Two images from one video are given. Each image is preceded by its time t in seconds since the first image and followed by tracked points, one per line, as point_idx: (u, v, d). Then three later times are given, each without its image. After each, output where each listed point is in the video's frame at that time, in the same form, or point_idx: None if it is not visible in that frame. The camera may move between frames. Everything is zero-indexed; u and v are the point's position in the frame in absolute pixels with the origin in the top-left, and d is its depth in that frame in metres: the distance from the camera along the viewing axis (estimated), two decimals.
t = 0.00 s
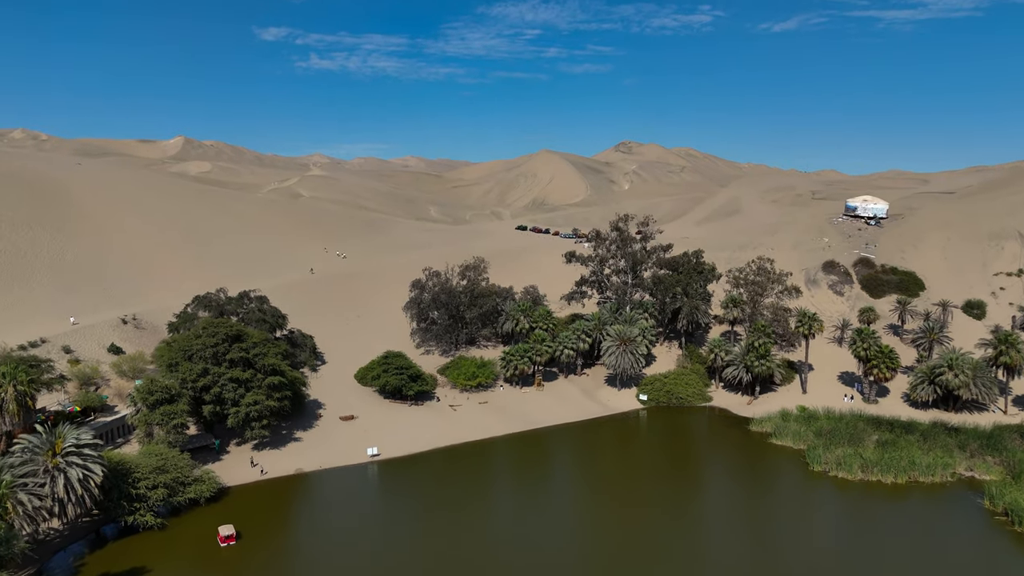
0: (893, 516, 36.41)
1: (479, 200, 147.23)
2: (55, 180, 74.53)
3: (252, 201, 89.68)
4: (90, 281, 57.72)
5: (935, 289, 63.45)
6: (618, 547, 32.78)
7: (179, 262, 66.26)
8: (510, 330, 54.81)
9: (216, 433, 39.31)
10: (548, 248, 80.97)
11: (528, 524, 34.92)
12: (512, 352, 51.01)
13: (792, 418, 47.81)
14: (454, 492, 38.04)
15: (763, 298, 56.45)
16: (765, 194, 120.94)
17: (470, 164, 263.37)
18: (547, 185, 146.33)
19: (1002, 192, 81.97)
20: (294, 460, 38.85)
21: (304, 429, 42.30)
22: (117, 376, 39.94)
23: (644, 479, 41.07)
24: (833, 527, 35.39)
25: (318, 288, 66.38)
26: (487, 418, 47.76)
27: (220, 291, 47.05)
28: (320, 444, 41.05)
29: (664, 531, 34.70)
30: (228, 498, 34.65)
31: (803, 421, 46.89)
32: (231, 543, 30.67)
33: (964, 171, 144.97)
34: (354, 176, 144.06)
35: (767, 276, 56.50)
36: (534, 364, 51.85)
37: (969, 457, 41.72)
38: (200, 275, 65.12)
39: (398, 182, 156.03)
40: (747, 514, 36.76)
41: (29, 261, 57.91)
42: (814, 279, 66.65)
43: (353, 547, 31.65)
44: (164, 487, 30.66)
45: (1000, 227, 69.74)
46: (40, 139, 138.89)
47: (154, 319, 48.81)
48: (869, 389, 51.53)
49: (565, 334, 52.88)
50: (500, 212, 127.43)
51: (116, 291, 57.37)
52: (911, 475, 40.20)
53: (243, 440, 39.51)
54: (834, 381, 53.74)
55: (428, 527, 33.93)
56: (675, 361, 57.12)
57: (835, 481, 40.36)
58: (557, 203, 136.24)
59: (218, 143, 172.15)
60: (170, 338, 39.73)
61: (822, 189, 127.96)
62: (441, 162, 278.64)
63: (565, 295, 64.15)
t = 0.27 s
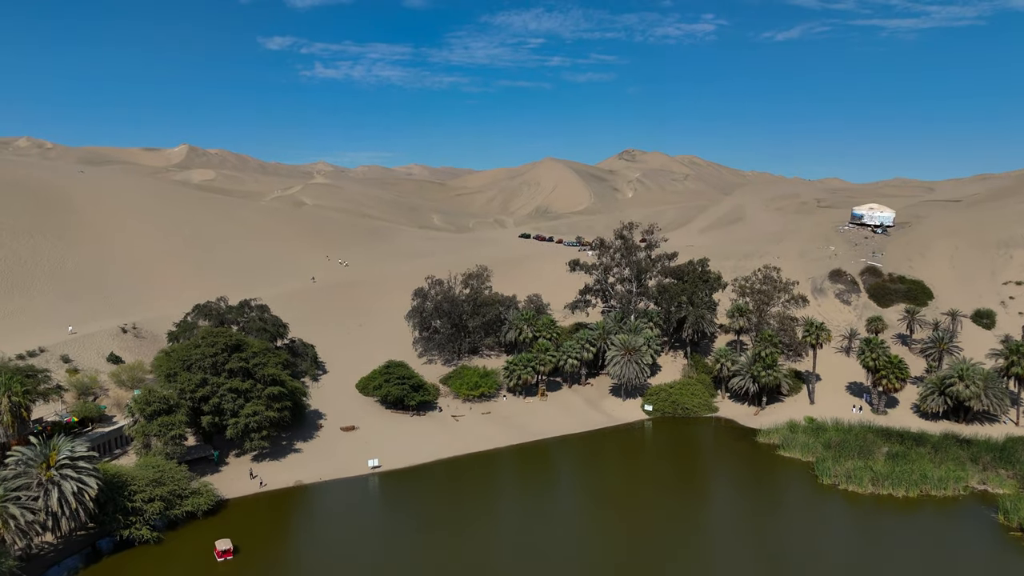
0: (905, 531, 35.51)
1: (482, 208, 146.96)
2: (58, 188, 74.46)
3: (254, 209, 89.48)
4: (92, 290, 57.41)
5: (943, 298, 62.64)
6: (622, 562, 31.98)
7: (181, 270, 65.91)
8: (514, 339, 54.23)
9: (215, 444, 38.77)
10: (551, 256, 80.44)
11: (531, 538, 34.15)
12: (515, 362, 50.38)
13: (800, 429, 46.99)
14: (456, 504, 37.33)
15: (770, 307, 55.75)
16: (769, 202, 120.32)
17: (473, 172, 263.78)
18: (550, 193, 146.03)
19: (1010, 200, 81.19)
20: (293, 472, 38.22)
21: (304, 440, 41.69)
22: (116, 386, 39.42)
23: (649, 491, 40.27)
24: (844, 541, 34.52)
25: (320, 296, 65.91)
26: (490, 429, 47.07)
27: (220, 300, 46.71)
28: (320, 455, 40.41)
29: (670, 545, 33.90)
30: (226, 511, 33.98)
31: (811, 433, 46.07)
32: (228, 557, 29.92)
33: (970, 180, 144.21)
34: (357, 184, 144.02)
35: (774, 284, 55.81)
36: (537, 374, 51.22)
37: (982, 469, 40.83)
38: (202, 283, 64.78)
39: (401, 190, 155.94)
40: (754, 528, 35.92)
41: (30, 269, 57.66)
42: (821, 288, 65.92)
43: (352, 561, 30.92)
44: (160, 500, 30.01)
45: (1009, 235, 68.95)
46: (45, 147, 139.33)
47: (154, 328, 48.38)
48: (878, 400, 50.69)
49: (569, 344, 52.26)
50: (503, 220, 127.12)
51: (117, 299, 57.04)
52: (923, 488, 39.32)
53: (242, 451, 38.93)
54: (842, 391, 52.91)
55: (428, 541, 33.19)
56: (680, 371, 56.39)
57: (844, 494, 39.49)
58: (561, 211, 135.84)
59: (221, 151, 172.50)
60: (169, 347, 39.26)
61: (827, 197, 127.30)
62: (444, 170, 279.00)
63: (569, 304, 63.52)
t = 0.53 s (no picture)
0: (917, 546, 34.65)
1: (486, 216, 146.70)
2: (61, 197, 74.43)
3: (257, 217, 89.31)
4: (93, 298, 57.10)
5: (952, 307, 61.83)
6: None
7: (182, 278, 65.63)
8: (517, 348, 53.62)
9: (214, 455, 38.23)
10: (555, 264, 79.92)
11: (534, 552, 33.40)
12: (518, 372, 49.77)
13: (808, 441, 46.19)
14: (458, 516, 36.65)
15: (776, 316, 55.06)
16: (774, 210, 119.73)
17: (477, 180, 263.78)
18: (553, 201, 145.71)
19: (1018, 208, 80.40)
20: (293, 484, 37.60)
21: (305, 451, 41.12)
22: (115, 397, 38.92)
23: (655, 504, 39.49)
24: (854, 557, 33.67)
25: (322, 305, 65.48)
26: (493, 440, 46.41)
27: (221, 309, 46.40)
28: (320, 466, 39.81)
29: (676, 560, 33.15)
30: (224, 524, 33.33)
31: (820, 444, 45.27)
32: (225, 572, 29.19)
33: (975, 187, 143.40)
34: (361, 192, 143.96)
35: (780, 293, 55.15)
36: (541, 384, 50.58)
37: (995, 483, 39.95)
38: (204, 291, 64.43)
39: (405, 198, 155.86)
40: (763, 542, 35.11)
41: (31, 277, 57.40)
42: (828, 297, 65.20)
43: None
44: (157, 514, 29.45)
45: (1018, 243, 68.16)
46: (49, 156, 139.76)
47: (155, 337, 47.99)
48: (887, 411, 49.88)
49: (573, 353, 51.63)
50: (506, 228, 126.80)
51: (118, 307, 56.72)
52: (935, 502, 38.46)
53: (241, 462, 38.37)
54: (850, 402, 52.11)
55: (429, 555, 32.48)
56: (686, 381, 55.67)
57: (854, 508, 38.66)
58: (564, 219, 135.45)
59: (225, 160, 172.91)
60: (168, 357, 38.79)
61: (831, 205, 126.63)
62: (448, 178, 279.21)
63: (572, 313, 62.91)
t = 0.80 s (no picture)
0: (930, 561, 33.74)
1: (489, 224, 146.41)
2: (64, 205, 74.37)
3: (260, 224, 89.14)
4: (94, 306, 56.83)
5: (961, 316, 61.03)
6: None
7: (184, 286, 65.35)
8: (520, 357, 53.03)
9: (212, 465, 37.70)
10: (558, 272, 79.41)
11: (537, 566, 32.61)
12: (521, 381, 49.14)
13: (816, 452, 45.39)
14: (460, 529, 35.95)
15: (783, 324, 54.35)
16: (778, 218, 119.16)
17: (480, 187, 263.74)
18: (557, 209, 145.41)
19: None
20: (292, 495, 36.99)
21: (305, 462, 40.54)
22: (113, 406, 38.46)
23: (661, 516, 38.67)
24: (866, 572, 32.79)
25: (323, 313, 65.06)
26: (495, 450, 45.72)
27: (221, 317, 46.04)
28: (320, 477, 39.21)
29: (684, 575, 32.33)
30: (221, 537, 32.68)
31: (829, 456, 44.45)
32: None
33: (981, 195, 142.63)
34: (364, 200, 143.86)
35: (786, 302, 54.46)
36: (544, 393, 49.96)
37: (1009, 496, 39.05)
38: (205, 299, 64.11)
39: (408, 206, 155.79)
40: (772, 556, 34.26)
41: (33, 285, 57.18)
42: (834, 305, 64.51)
43: None
44: (153, 527, 28.88)
45: None
46: (54, 164, 140.15)
47: (155, 345, 47.59)
48: (896, 421, 49.06)
49: (576, 362, 51.02)
50: (510, 236, 126.47)
51: (119, 315, 56.42)
52: (948, 516, 37.55)
53: (240, 473, 37.80)
54: (858, 412, 51.30)
55: (430, 569, 31.74)
56: (691, 391, 54.95)
57: (865, 522, 37.76)
58: (567, 226, 135.04)
59: (229, 168, 173.22)
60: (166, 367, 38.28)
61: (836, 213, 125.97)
62: (451, 186, 279.52)
63: (576, 321, 62.31)
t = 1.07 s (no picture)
0: None
1: (493, 232, 146.13)
2: (67, 213, 74.38)
3: (263, 232, 89.02)
4: (96, 315, 56.59)
5: (971, 325, 60.17)
6: None
7: (186, 295, 65.09)
8: (524, 366, 52.41)
9: (211, 477, 37.15)
10: (562, 280, 78.88)
11: None
12: (525, 391, 48.52)
13: (825, 464, 44.57)
14: (461, 542, 35.22)
15: (790, 334, 53.63)
16: (783, 226, 118.54)
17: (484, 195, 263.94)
18: (561, 217, 145.08)
19: None
20: (291, 508, 36.36)
21: (305, 473, 39.95)
22: (111, 416, 38.00)
23: (667, 529, 37.87)
24: None
25: (325, 322, 64.65)
26: (498, 461, 45.06)
27: (222, 326, 45.68)
28: (321, 489, 38.59)
29: None
30: (218, 551, 32.05)
31: (838, 468, 43.64)
32: None
33: (987, 203, 141.74)
34: (367, 207, 143.84)
35: (793, 310, 53.78)
36: (548, 404, 49.29)
37: None
38: (207, 307, 63.79)
39: (411, 214, 155.72)
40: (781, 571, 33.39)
41: (35, 293, 56.97)
42: (842, 314, 63.76)
43: None
44: (149, 541, 28.24)
45: None
46: (59, 172, 140.68)
47: (155, 354, 47.23)
48: (906, 432, 48.21)
49: (581, 372, 50.34)
50: (513, 244, 126.12)
51: (120, 324, 56.15)
52: (962, 530, 36.66)
53: (239, 485, 37.25)
54: (867, 423, 50.47)
55: None
56: (697, 401, 54.22)
57: (876, 537, 36.88)
58: (571, 234, 134.58)
59: (234, 176, 173.62)
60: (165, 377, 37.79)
61: (842, 220, 125.25)
62: (455, 194, 279.80)
63: (580, 329, 61.71)
